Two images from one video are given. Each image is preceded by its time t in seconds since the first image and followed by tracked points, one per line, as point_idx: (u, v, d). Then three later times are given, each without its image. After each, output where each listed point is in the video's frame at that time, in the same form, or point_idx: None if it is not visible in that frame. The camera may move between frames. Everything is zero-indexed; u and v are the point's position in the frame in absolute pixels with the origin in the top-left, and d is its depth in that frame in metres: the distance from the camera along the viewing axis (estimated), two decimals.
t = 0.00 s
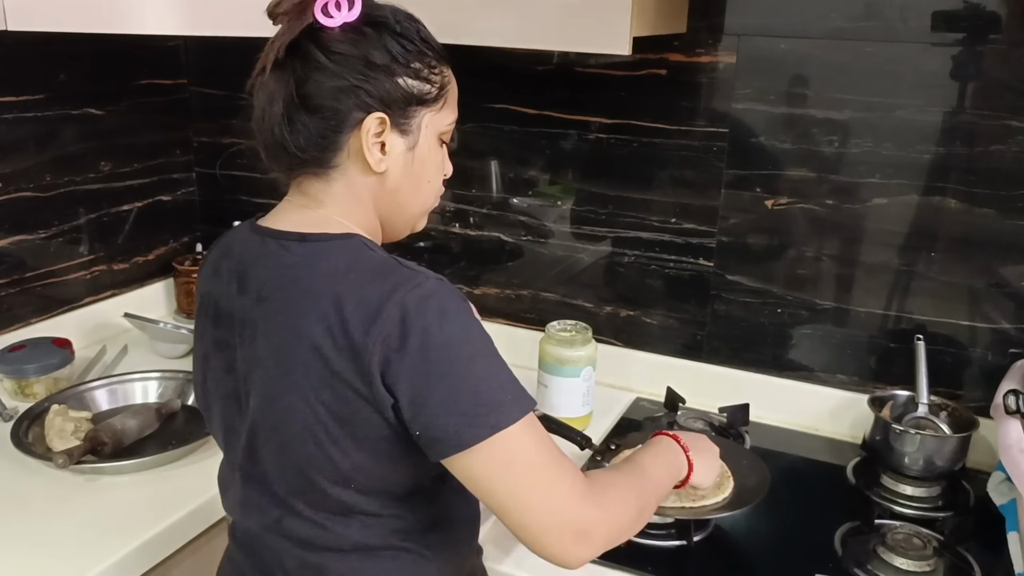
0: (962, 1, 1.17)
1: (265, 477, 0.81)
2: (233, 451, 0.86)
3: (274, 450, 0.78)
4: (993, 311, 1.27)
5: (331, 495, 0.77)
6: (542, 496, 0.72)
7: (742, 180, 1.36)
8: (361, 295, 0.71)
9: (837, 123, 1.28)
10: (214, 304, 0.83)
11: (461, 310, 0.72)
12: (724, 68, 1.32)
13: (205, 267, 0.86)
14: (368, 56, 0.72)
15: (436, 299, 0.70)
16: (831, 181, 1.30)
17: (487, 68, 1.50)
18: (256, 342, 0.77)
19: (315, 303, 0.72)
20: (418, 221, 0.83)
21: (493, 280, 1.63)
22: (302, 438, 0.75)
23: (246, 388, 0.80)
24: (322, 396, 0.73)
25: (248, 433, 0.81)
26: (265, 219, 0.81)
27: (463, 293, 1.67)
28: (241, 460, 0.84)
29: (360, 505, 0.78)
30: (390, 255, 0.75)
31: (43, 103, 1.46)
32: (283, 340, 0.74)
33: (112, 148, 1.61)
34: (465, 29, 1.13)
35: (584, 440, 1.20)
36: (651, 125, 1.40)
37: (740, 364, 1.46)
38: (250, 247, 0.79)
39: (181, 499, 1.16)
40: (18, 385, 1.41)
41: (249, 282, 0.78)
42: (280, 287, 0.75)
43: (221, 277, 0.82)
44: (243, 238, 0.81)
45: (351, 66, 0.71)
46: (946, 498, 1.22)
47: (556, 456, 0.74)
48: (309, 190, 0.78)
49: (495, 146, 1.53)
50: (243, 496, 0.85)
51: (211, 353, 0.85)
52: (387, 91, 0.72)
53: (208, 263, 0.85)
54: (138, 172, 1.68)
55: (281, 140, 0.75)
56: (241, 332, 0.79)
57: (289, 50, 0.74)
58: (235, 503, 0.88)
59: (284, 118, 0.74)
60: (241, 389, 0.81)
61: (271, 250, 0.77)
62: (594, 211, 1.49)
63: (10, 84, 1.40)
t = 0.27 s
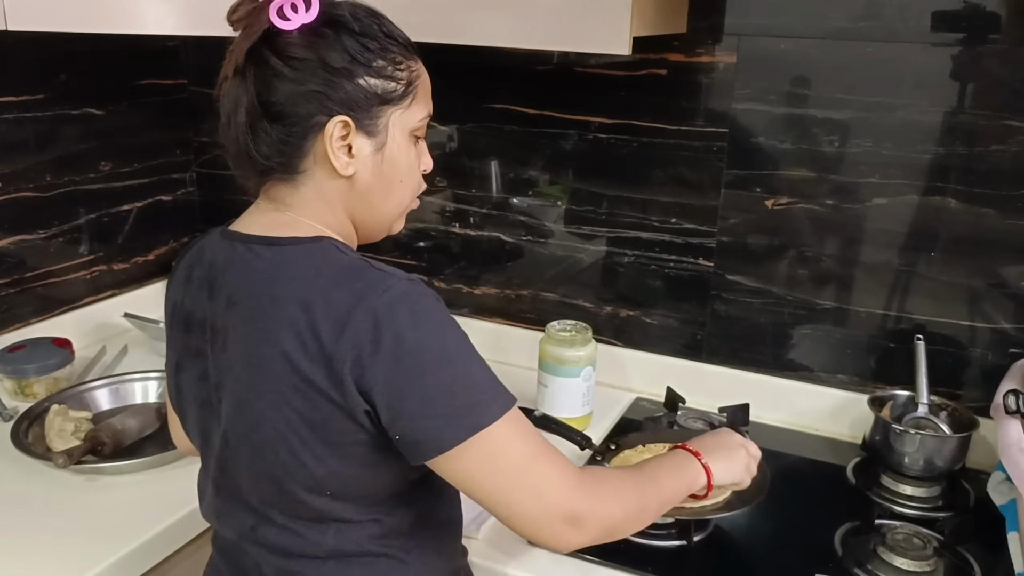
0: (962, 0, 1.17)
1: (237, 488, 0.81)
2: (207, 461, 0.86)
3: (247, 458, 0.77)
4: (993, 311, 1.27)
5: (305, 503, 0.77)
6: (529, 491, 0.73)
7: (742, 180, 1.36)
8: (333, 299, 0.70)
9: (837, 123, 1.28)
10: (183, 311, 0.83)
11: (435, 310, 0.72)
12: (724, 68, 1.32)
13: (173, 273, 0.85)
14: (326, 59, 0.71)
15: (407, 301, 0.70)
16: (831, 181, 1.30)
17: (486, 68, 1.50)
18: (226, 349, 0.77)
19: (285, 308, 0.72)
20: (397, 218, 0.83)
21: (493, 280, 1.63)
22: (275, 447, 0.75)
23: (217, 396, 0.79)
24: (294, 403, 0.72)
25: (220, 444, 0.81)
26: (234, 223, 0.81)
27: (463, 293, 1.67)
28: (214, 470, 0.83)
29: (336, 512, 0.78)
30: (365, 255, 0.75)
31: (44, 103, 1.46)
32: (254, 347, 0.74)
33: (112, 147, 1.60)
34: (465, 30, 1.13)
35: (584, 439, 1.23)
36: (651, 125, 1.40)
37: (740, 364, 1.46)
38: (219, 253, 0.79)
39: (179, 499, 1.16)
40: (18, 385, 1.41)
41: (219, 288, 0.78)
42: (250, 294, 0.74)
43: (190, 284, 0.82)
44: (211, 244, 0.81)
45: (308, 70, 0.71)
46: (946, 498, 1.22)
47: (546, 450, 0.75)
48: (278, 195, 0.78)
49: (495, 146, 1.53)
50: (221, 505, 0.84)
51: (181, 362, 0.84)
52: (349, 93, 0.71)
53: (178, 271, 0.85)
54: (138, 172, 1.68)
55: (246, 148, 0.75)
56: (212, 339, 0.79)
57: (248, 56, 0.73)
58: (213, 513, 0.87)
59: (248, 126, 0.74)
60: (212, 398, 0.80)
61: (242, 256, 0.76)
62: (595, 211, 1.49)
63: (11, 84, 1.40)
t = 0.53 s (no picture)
0: (961, 1, 1.17)
1: (246, 497, 0.80)
2: (209, 470, 0.84)
3: (259, 465, 0.77)
4: (993, 311, 1.27)
5: (320, 506, 0.77)
6: (541, 502, 0.72)
7: (742, 180, 1.36)
8: (349, 300, 0.70)
9: (836, 123, 1.28)
10: (183, 317, 0.82)
11: (450, 309, 0.72)
12: (724, 68, 1.32)
13: (168, 278, 0.84)
14: (327, 60, 0.71)
15: (425, 300, 0.70)
16: (831, 181, 1.30)
17: (486, 68, 1.50)
18: (236, 353, 0.76)
19: (299, 310, 0.72)
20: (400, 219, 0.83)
21: (493, 280, 1.63)
22: (291, 451, 0.74)
23: (225, 402, 0.78)
24: (310, 406, 0.72)
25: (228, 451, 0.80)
26: (234, 227, 0.80)
27: (463, 293, 1.67)
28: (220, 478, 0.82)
29: (351, 516, 0.78)
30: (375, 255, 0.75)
31: (44, 103, 1.46)
32: (267, 350, 0.73)
33: (112, 148, 1.61)
34: (465, 30, 1.13)
35: (585, 440, 1.22)
36: (651, 125, 1.40)
37: (740, 364, 1.46)
38: (222, 257, 0.78)
39: (178, 499, 1.16)
40: (19, 385, 1.41)
41: (224, 292, 0.77)
42: (262, 297, 0.74)
43: (190, 289, 0.81)
44: (211, 248, 0.80)
45: (310, 72, 0.71)
46: (946, 498, 1.22)
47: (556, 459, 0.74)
48: (279, 199, 0.78)
49: (495, 146, 1.53)
50: (229, 515, 0.83)
51: (182, 369, 0.83)
52: (350, 95, 0.71)
53: (175, 278, 0.83)
54: (139, 173, 1.68)
55: (247, 151, 0.75)
56: (217, 345, 0.78)
57: (249, 59, 0.73)
58: (216, 522, 0.86)
59: (248, 129, 0.74)
60: (219, 404, 0.79)
61: (250, 260, 0.76)
62: (595, 211, 1.49)
63: (11, 84, 1.40)
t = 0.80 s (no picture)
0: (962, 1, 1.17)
1: (243, 497, 0.80)
2: (208, 470, 0.85)
3: (254, 466, 0.77)
4: (993, 311, 1.27)
5: (314, 509, 0.77)
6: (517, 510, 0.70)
7: (742, 180, 1.36)
8: (339, 303, 0.70)
9: (837, 123, 1.28)
10: (180, 318, 0.82)
11: (444, 315, 0.71)
12: (724, 68, 1.32)
13: (167, 278, 0.84)
14: (337, 63, 0.71)
15: (415, 306, 0.70)
16: (831, 181, 1.30)
17: (486, 68, 1.50)
18: (231, 354, 0.76)
19: (290, 313, 0.72)
20: (396, 228, 0.83)
21: (493, 280, 1.63)
22: (283, 453, 0.74)
23: (220, 404, 0.79)
24: (302, 409, 0.72)
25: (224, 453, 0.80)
26: (232, 228, 0.80)
27: (463, 293, 1.67)
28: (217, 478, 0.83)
29: (346, 519, 0.77)
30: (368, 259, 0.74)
31: (44, 103, 1.46)
32: (259, 352, 0.73)
33: (112, 147, 1.61)
34: (465, 30, 1.13)
35: (584, 439, 1.22)
36: (651, 124, 1.40)
37: (740, 364, 1.46)
38: (219, 259, 0.78)
39: (178, 499, 1.16)
40: (19, 385, 1.41)
41: (220, 293, 0.77)
42: (255, 299, 0.74)
43: (187, 290, 0.81)
44: (208, 249, 0.80)
45: (320, 73, 0.71)
46: (946, 498, 1.22)
47: (543, 470, 0.72)
48: (279, 197, 0.78)
49: (495, 146, 1.53)
50: (227, 516, 0.83)
51: (180, 370, 0.83)
52: (357, 101, 0.71)
53: (175, 278, 0.84)
54: (138, 172, 1.68)
55: (250, 147, 0.75)
56: (213, 346, 0.78)
57: (260, 54, 0.73)
58: (215, 524, 0.86)
59: (252, 125, 0.74)
60: (214, 405, 0.80)
61: (244, 261, 0.76)
62: (594, 211, 1.49)
63: (11, 84, 1.40)
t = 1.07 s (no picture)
0: (962, 1, 1.17)
1: (254, 500, 0.79)
2: (215, 472, 0.84)
3: (269, 470, 0.76)
4: (992, 311, 1.27)
5: (332, 508, 0.76)
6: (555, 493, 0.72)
7: (742, 180, 1.36)
8: (362, 304, 0.70)
9: (836, 123, 1.28)
10: (188, 320, 0.81)
11: (464, 312, 0.72)
12: (724, 68, 1.32)
13: (171, 279, 0.83)
14: (348, 65, 0.71)
15: (437, 305, 0.70)
16: (831, 181, 1.30)
17: (486, 68, 1.50)
18: (245, 356, 0.75)
19: (311, 315, 0.71)
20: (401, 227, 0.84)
21: (492, 280, 1.63)
22: (303, 455, 0.74)
23: (233, 406, 0.77)
24: (324, 410, 0.72)
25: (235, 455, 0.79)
26: (241, 229, 0.79)
27: (463, 293, 1.67)
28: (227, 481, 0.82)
29: (363, 516, 0.78)
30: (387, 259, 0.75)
31: (44, 103, 1.46)
32: (278, 354, 0.72)
33: (112, 147, 1.61)
34: (466, 30, 1.13)
35: (585, 440, 1.21)
36: (651, 124, 1.40)
37: (739, 364, 1.46)
38: (231, 259, 0.77)
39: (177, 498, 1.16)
40: (18, 385, 1.41)
41: (232, 294, 0.76)
42: (272, 300, 0.73)
43: (195, 291, 0.80)
44: (218, 249, 0.79)
45: (331, 75, 0.71)
46: (946, 498, 1.22)
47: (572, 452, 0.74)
48: (286, 199, 0.78)
49: (495, 146, 1.53)
50: (236, 518, 0.82)
51: (186, 371, 0.82)
52: (368, 103, 0.71)
53: (181, 278, 0.82)
54: (139, 172, 1.68)
55: (256, 148, 0.75)
56: (224, 349, 0.77)
57: (268, 56, 0.73)
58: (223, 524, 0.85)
59: (260, 127, 0.73)
60: (225, 407, 0.79)
61: (259, 262, 0.75)
62: (595, 211, 1.49)
63: (11, 84, 1.40)
